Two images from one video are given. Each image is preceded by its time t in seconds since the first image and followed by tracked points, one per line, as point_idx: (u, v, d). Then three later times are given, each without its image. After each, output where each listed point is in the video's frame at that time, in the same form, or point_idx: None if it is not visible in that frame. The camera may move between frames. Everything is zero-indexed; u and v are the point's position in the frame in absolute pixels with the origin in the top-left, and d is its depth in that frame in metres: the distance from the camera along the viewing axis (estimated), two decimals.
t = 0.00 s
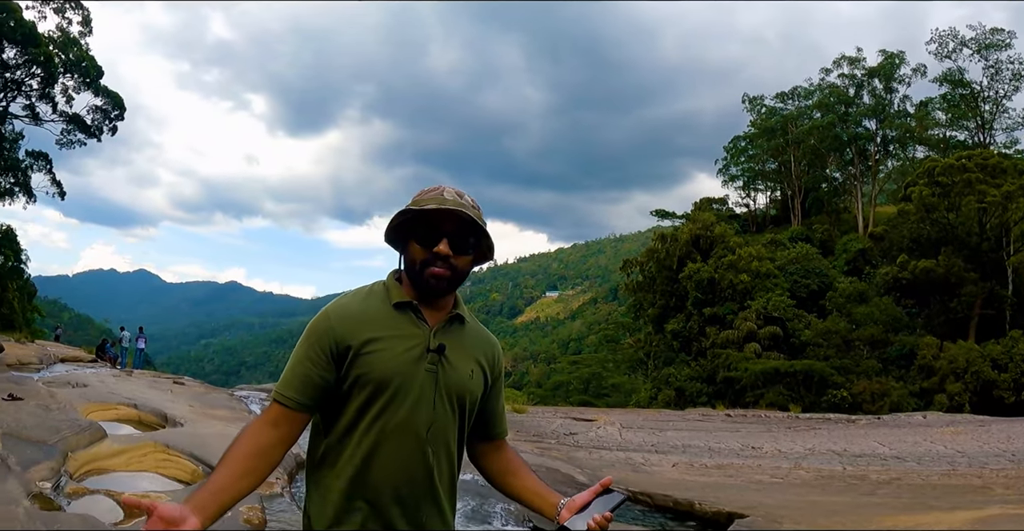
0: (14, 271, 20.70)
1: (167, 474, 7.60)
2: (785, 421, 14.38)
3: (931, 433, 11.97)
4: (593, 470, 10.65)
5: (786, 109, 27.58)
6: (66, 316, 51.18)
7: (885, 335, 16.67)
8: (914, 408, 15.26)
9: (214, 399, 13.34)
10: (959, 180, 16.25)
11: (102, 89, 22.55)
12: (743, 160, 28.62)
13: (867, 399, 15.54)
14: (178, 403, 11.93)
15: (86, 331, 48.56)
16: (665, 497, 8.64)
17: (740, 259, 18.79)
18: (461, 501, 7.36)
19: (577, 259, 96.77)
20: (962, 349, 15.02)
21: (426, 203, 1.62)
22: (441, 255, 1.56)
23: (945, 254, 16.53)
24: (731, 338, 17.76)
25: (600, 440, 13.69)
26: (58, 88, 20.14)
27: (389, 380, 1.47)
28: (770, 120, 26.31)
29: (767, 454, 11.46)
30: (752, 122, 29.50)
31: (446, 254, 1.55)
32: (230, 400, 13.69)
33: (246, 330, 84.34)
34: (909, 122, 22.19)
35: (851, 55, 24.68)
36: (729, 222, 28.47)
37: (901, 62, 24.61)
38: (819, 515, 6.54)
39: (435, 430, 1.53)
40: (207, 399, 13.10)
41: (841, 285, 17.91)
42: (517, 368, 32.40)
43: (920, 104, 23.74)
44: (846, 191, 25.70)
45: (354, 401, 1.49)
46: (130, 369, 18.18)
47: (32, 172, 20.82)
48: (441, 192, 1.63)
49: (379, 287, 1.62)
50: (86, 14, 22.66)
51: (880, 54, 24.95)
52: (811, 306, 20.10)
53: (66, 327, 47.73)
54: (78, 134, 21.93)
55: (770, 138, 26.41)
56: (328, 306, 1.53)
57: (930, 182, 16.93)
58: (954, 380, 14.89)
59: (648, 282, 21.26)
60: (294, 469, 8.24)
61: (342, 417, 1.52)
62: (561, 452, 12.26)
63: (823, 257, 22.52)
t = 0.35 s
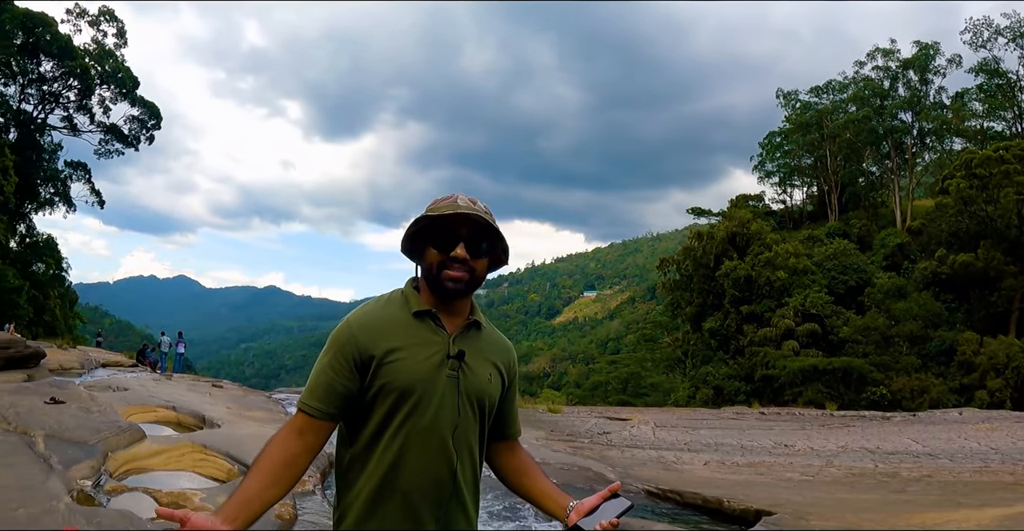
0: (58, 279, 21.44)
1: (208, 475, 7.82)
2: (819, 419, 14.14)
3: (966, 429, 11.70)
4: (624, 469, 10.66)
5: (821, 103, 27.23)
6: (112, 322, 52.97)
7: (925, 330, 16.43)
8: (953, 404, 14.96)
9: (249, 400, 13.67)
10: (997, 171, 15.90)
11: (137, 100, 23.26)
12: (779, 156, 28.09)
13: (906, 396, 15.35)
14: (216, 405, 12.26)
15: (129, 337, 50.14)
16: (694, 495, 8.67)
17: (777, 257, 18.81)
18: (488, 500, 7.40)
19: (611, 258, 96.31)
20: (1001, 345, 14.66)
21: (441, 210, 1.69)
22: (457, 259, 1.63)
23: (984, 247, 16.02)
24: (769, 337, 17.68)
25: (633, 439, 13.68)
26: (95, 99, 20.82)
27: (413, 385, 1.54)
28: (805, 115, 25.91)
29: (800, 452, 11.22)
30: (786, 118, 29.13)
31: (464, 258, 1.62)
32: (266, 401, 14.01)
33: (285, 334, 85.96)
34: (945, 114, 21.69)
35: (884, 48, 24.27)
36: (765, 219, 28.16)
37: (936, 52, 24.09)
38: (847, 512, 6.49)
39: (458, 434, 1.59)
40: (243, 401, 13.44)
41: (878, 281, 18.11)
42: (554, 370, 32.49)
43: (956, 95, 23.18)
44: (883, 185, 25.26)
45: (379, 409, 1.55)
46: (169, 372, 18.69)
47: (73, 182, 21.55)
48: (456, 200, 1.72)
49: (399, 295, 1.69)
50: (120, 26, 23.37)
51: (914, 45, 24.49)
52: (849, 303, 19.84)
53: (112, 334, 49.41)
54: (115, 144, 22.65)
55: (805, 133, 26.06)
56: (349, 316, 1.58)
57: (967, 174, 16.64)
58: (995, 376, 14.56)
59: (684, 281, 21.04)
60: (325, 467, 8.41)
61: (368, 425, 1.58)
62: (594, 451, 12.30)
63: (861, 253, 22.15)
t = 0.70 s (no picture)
0: (105, 285, 22.24)
1: (247, 473, 7.99)
2: (859, 419, 13.79)
3: (1008, 429, 11.41)
4: (660, 468, 10.71)
5: (862, 99, 26.68)
6: (158, 328, 54.72)
7: (971, 328, 16.04)
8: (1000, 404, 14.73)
9: (290, 401, 14.03)
10: None
11: (179, 109, 24.04)
12: (821, 153, 27.68)
13: (952, 396, 15.12)
14: (258, 406, 12.63)
15: (177, 341, 51.77)
16: (728, 495, 8.71)
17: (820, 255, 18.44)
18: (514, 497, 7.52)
19: (650, 257, 95.87)
20: None
21: (431, 207, 1.80)
22: (451, 255, 1.74)
23: None
24: (813, 336, 17.33)
25: (671, 439, 13.60)
26: (138, 109, 21.59)
27: (417, 379, 1.63)
28: (846, 111, 25.42)
29: (838, 452, 10.72)
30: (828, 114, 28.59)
31: (456, 252, 1.73)
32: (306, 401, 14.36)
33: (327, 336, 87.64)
34: (988, 107, 21.05)
35: (925, 41, 23.68)
36: (808, 218, 27.70)
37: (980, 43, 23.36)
38: (879, 512, 6.41)
39: (465, 422, 1.68)
40: (284, 402, 13.80)
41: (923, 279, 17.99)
42: (596, 372, 32.51)
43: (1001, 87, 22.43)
44: (928, 180, 24.67)
45: (388, 407, 1.65)
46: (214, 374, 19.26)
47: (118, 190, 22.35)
48: (446, 197, 1.82)
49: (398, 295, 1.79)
50: (161, 37, 24.19)
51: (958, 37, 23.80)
52: (893, 301, 19.38)
53: (160, 338, 51.10)
54: (159, 152, 23.43)
55: (847, 130, 25.55)
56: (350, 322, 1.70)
57: (1011, 168, 16.20)
58: None
59: (727, 280, 20.74)
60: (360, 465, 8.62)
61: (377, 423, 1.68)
62: (631, 451, 12.34)
63: (905, 250, 21.64)
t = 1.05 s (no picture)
0: (150, 291, 23.00)
1: (288, 471, 8.23)
2: (898, 416, 13.46)
3: None
4: (696, 466, 10.71)
5: (903, 90, 26.01)
6: (203, 332, 56.45)
7: (1018, 324, 15.56)
8: None
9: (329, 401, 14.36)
10: None
11: (220, 117, 24.73)
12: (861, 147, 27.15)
13: (997, 392, 14.77)
14: (300, 407, 12.97)
15: (221, 345, 53.26)
16: (762, 493, 8.68)
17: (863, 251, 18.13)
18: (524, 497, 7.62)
19: (689, 254, 94.95)
20: None
21: (438, 220, 1.88)
22: (459, 267, 1.83)
23: None
24: (855, 333, 17.05)
25: (709, 438, 13.45)
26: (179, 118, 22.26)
27: (422, 377, 1.76)
28: (885, 104, 24.83)
29: (874, 450, 10.40)
30: (868, 107, 27.92)
31: (462, 261, 1.82)
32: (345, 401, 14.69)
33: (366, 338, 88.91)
34: None
35: (966, 29, 22.96)
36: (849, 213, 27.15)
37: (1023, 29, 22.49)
38: (912, 510, 6.33)
39: (471, 415, 1.79)
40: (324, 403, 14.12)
41: (968, 273, 17.52)
42: (639, 371, 32.52)
43: None
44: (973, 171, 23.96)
45: (397, 403, 1.79)
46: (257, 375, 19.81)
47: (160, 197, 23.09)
48: (452, 207, 1.90)
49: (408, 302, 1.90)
50: (200, 47, 24.89)
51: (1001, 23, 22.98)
52: (937, 296, 18.89)
53: (205, 342, 52.67)
54: (201, 159, 24.12)
55: (888, 123, 24.97)
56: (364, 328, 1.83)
57: None
58: None
59: (769, 278, 20.43)
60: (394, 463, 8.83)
61: (390, 419, 1.82)
62: (667, 450, 12.33)
63: (948, 243, 21.03)
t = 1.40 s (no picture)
0: (184, 290, 23.65)
1: (316, 467, 8.51)
2: (921, 418, 13.30)
3: None
4: (717, 466, 10.76)
5: (934, 88, 25.57)
6: (235, 331, 57.69)
7: None
8: None
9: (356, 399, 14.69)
10: None
11: (251, 119, 25.33)
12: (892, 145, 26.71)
13: None
14: (328, 405, 13.30)
15: (254, 344, 54.44)
16: (780, 493, 8.72)
17: (894, 250, 17.91)
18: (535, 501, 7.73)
19: (720, 254, 94.02)
20: None
21: (461, 233, 2.06)
22: (478, 278, 2.01)
23: None
24: (885, 334, 16.87)
25: (733, 438, 13.40)
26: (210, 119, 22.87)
27: (435, 380, 1.94)
28: (916, 102, 24.46)
29: (895, 451, 10.34)
30: (899, 105, 27.48)
31: (481, 273, 1.99)
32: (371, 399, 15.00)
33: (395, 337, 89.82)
34: None
35: (998, 25, 22.52)
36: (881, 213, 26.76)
37: None
38: (926, 511, 6.35)
39: (478, 419, 1.95)
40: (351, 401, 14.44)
41: (1000, 274, 17.20)
42: (669, 372, 32.42)
43: None
44: (1006, 170, 23.46)
45: (412, 403, 1.97)
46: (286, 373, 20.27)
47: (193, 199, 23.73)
48: (474, 222, 2.07)
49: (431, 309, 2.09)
50: (230, 50, 25.50)
51: None
52: (968, 297, 18.57)
53: (238, 341, 53.86)
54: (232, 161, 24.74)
55: (919, 121, 24.59)
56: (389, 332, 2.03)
57: None
58: None
59: (800, 278, 20.37)
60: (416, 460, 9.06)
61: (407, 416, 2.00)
62: (690, 450, 12.37)
63: (980, 243, 20.62)
